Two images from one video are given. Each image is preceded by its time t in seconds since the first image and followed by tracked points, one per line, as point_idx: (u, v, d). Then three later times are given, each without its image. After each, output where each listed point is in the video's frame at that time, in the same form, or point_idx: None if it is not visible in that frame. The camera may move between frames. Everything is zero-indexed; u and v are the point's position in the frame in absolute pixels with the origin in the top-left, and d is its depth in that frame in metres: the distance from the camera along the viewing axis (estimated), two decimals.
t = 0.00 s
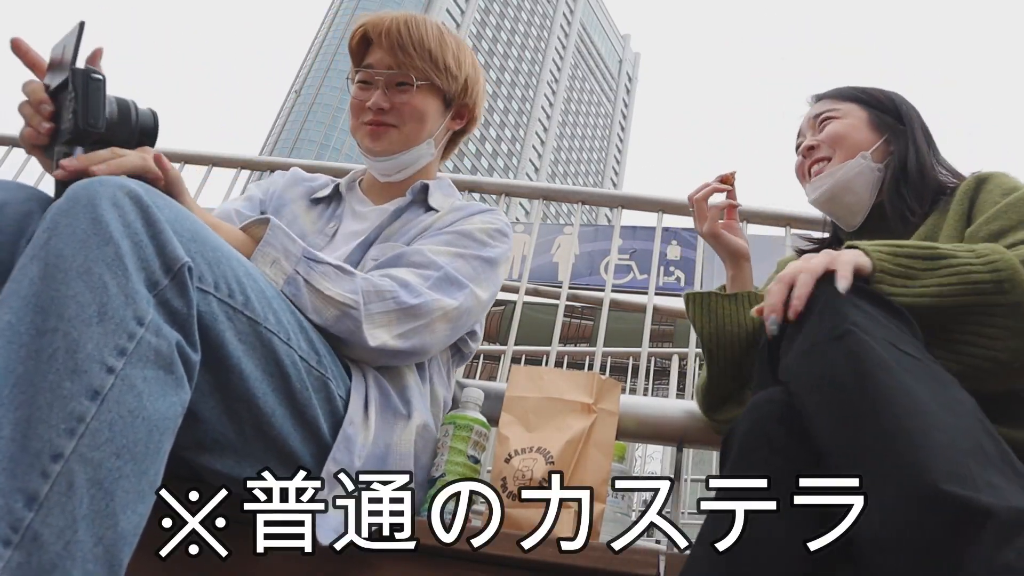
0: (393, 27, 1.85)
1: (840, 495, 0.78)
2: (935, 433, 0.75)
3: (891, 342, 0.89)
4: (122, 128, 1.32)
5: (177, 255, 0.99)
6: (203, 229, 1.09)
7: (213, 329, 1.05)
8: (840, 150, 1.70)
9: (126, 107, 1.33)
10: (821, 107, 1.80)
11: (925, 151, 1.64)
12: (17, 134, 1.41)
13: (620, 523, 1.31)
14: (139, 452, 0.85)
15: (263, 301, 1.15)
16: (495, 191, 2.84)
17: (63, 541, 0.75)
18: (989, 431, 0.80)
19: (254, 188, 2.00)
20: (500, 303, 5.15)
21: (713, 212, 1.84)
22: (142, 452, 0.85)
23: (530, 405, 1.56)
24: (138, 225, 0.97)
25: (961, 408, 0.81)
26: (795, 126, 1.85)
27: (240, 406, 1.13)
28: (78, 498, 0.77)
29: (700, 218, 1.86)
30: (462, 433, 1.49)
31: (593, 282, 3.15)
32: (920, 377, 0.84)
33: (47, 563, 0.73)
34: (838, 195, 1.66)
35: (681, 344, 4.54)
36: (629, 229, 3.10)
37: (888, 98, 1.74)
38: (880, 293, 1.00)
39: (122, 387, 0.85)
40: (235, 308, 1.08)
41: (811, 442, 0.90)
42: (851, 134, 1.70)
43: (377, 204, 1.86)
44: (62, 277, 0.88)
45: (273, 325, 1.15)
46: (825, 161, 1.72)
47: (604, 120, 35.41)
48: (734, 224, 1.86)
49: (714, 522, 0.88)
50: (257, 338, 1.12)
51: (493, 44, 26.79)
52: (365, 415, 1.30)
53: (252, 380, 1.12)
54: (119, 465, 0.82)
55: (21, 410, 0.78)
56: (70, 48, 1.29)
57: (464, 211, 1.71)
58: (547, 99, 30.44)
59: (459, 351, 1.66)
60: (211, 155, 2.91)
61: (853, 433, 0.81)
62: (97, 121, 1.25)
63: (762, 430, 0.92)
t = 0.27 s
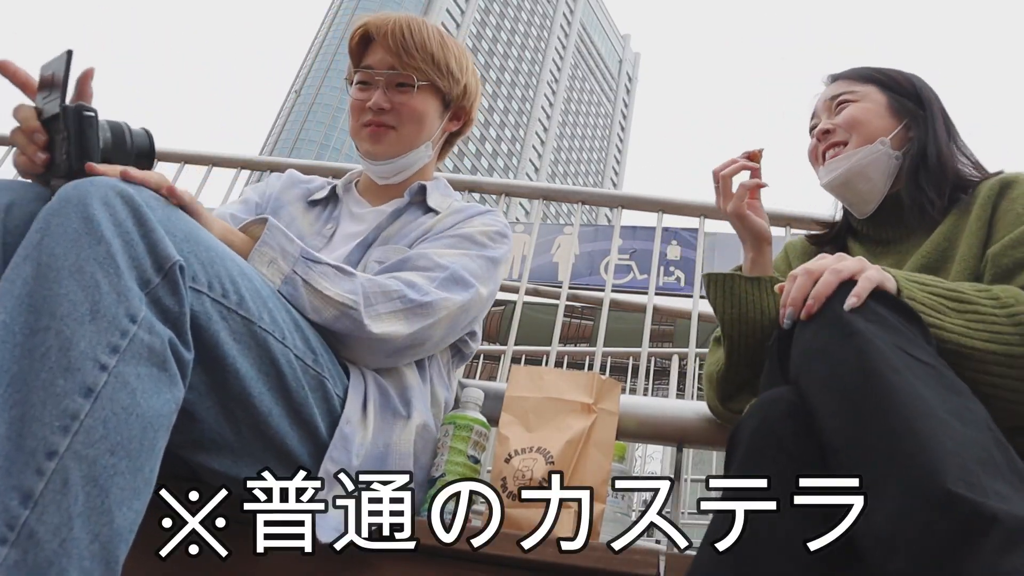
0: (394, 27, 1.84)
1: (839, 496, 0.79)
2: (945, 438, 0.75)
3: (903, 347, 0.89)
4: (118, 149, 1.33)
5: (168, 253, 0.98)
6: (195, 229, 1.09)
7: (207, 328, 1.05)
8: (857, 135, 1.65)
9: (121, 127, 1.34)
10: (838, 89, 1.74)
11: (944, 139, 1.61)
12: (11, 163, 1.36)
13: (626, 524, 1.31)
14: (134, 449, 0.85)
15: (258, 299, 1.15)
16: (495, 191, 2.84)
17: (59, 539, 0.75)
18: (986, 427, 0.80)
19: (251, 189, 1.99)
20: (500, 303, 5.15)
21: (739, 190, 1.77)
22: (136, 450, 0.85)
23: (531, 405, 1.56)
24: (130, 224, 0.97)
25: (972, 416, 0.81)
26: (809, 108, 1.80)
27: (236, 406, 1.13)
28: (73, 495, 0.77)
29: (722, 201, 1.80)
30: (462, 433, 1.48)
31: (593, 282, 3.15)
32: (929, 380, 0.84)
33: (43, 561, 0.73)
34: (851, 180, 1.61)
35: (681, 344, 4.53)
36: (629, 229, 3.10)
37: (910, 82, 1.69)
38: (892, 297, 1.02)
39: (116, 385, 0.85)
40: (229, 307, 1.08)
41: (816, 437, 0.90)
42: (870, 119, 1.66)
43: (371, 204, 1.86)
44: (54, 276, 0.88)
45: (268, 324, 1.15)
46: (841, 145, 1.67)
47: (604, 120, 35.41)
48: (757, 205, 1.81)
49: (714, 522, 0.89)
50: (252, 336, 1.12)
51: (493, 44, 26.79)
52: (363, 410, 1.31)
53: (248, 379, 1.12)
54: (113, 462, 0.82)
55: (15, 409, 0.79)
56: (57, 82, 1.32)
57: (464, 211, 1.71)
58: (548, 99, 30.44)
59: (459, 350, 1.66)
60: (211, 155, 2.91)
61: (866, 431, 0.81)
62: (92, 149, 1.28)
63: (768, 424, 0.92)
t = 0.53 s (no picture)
0: (394, 27, 1.86)
1: (839, 495, 0.77)
2: (935, 450, 0.75)
3: (894, 352, 0.89)
4: (116, 150, 1.33)
5: (164, 249, 0.99)
6: (189, 226, 1.09)
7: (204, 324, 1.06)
8: (856, 114, 1.65)
9: (116, 126, 1.34)
10: (837, 65, 1.72)
11: (948, 112, 1.59)
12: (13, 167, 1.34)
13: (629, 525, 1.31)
14: (134, 442, 0.84)
15: (256, 296, 1.15)
16: (494, 191, 2.84)
17: (63, 531, 0.75)
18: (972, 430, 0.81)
19: (246, 186, 1.97)
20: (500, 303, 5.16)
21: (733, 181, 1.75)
22: (137, 443, 0.85)
23: (530, 405, 1.56)
24: (126, 219, 0.97)
25: (964, 427, 0.81)
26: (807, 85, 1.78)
27: (236, 402, 1.13)
28: (76, 488, 0.77)
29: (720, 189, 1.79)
30: (462, 433, 1.47)
31: (593, 282, 3.14)
32: (917, 389, 0.84)
33: (47, 554, 0.73)
34: (851, 159, 1.61)
35: (681, 344, 4.53)
36: (629, 229, 3.10)
37: (911, 53, 1.68)
38: (883, 297, 1.01)
39: (116, 378, 0.85)
40: (228, 303, 1.09)
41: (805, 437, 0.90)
42: (869, 94, 1.65)
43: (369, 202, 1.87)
44: (52, 272, 0.88)
45: (265, 319, 1.15)
46: (840, 123, 1.67)
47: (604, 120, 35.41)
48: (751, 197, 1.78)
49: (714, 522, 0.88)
50: (249, 331, 1.12)
51: (493, 44, 26.79)
52: (405, 432, 1.40)
53: (247, 376, 1.12)
54: (115, 455, 0.82)
55: (16, 404, 0.79)
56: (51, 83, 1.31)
57: (474, 212, 1.74)
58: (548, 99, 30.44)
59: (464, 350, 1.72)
60: (211, 155, 2.92)
61: (852, 435, 0.81)
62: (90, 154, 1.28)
63: (761, 427, 0.92)
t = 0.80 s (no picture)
0: (443, 54, 1.82)
1: (840, 495, 0.75)
2: (917, 468, 0.75)
3: (882, 358, 0.89)
4: (118, 149, 1.34)
5: (168, 238, 0.99)
6: (193, 218, 1.09)
7: (207, 316, 1.06)
8: (839, 95, 1.65)
9: (118, 124, 1.34)
10: (819, 41, 1.72)
11: (935, 85, 1.59)
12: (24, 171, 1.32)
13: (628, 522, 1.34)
14: (140, 429, 0.84)
15: (258, 288, 1.16)
16: (495, 191, 2.84)
17: (69, 517, 0.75)
18: (957, 430, 0.83)
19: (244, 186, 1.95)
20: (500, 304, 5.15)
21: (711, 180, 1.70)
22: (142, 430, 0.85)
23: (530, 406, 1.56)
24: (131, 209, 0.97)
25: (951, 438, 0.81)
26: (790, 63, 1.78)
27: (239, 395, 1.13)
28: (82, 474, 0.78)
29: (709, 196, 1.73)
30: (462, 433, 1.48)
31: (593, 282, 3.14)
32: (902, 394, 0.85)
33: (55, 538, 0.73)
34: (840, 142, 1.61)
35: (681, 344, 4.53)
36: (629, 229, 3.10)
37: (895, 29, 1.67)
38: (871, 299, 1.02)
39: (121, 365, 0.85)
40: (231, 294, 1.09)
41: (793, 437, 0.89)
42: (854, 73, 1.65)
43: (376, 200, 1.91)
44: (58, 261, 0.88)
45: (268, 313, 1.16)
46: (824, 105, 1.68)
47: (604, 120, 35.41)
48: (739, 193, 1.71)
49: (712, 521, 0.88)
50: (253, 324, 1.13)
51: (493, 44, 26.79)
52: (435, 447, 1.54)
53: (250, 368, 1.12)
54: (121, 441, 0.82)
55: (23, 391, 0.79)
56: (51, 81, 1.30)
57: (484, 221, 1.88)
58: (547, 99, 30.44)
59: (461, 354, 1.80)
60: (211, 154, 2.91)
61: (836, 450, 0.81)
62: (94, 153, 1.29)
63: (751, 431, 0.92)
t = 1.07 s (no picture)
0: (488, 78, 1.87)
1: (840, 495, 0.75)
2: (920, 464, 0.76)
3: (879, 356, 0.89)
4: (113, 152, 1.34)
5: (167, 238, 0.99)
6: (192, 218, 1.09)
7: (206, 316, 1.06)
8: (818, 90, 1.63)
9: (112, 127, 1.34)
10: (797, 37, 1.70)
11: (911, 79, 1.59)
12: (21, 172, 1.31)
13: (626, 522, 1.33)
14: (140, 429, 0.85)
15: (256, 288, 1.16)
16: (494, 191, 2.84)
17: (69, 516, 0.75)
18: (950, 427, 0.83)
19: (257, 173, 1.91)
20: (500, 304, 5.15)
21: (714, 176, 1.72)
22: (141, 430, 0.85)
23: (531, 406, 1.56)
24: (130, 209, 0.98)
25: (952, 433, 0.82)
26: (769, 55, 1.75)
27: (238, 395, 1.14)
28: (82, 474, 0.78)
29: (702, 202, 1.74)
30: (462, 433, 1.47)
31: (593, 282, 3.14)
32: (898, 391, 0.85)
33: (55, 538, 0.73)
34: (819, 138, 1.61)
35: (681, 344, 4.53)
36: (629, 229, 3.10)
37: (873, 23, 1.67)
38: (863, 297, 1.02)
39: (121, 365, 0.85)
40: (230, 294, 1.09)
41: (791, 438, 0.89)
42: (832, 66, 1.64)
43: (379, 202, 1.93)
44: (58, 261, 0.88)
45: (267, 313, 1.16)
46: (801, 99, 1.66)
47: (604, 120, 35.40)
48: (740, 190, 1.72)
49: (712, 521, 0.88)
50: (253, 325, 1.13)
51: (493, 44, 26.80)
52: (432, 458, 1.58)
53: (249, 368, 1.13)
54: (121, 441, 0.82)
55: (23, 391, 0.79)
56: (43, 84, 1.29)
57: (485, 235, 1.88)
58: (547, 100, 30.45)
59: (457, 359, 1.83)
60: (210, 155, 2.92)
61: (833, 450, 0.81)
62: (90, 158, 1.28)
63: (749, 433, 0.92)
